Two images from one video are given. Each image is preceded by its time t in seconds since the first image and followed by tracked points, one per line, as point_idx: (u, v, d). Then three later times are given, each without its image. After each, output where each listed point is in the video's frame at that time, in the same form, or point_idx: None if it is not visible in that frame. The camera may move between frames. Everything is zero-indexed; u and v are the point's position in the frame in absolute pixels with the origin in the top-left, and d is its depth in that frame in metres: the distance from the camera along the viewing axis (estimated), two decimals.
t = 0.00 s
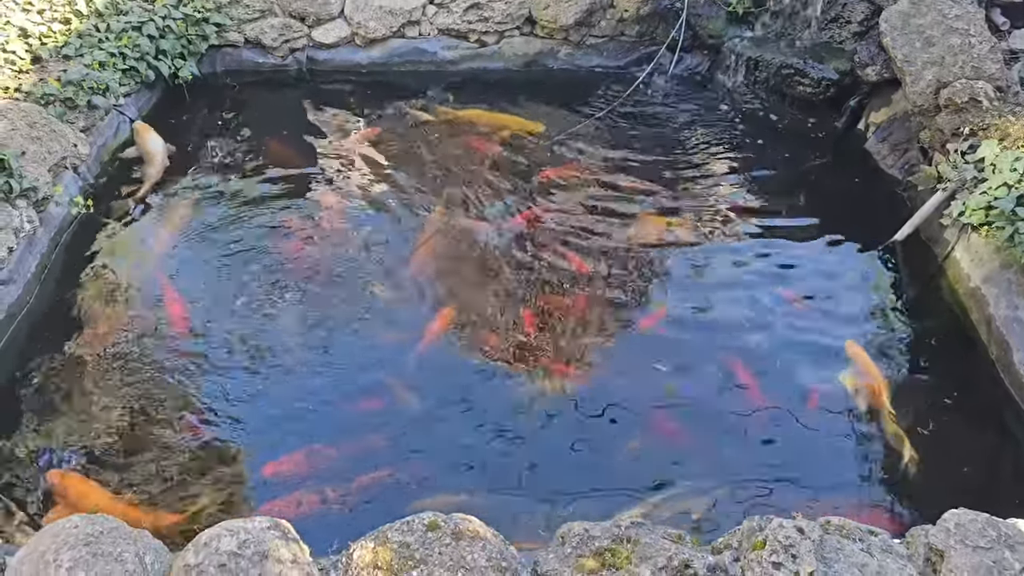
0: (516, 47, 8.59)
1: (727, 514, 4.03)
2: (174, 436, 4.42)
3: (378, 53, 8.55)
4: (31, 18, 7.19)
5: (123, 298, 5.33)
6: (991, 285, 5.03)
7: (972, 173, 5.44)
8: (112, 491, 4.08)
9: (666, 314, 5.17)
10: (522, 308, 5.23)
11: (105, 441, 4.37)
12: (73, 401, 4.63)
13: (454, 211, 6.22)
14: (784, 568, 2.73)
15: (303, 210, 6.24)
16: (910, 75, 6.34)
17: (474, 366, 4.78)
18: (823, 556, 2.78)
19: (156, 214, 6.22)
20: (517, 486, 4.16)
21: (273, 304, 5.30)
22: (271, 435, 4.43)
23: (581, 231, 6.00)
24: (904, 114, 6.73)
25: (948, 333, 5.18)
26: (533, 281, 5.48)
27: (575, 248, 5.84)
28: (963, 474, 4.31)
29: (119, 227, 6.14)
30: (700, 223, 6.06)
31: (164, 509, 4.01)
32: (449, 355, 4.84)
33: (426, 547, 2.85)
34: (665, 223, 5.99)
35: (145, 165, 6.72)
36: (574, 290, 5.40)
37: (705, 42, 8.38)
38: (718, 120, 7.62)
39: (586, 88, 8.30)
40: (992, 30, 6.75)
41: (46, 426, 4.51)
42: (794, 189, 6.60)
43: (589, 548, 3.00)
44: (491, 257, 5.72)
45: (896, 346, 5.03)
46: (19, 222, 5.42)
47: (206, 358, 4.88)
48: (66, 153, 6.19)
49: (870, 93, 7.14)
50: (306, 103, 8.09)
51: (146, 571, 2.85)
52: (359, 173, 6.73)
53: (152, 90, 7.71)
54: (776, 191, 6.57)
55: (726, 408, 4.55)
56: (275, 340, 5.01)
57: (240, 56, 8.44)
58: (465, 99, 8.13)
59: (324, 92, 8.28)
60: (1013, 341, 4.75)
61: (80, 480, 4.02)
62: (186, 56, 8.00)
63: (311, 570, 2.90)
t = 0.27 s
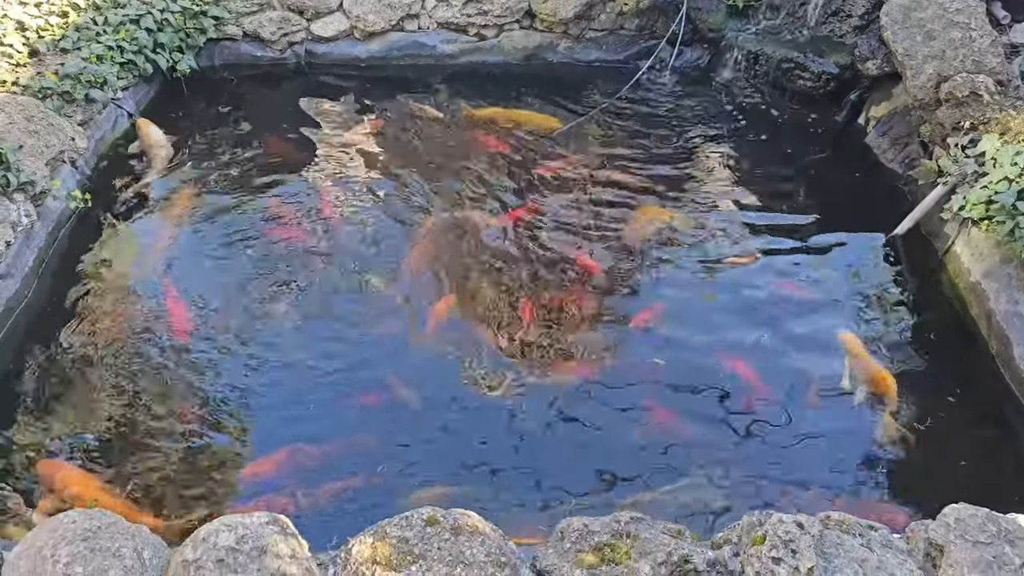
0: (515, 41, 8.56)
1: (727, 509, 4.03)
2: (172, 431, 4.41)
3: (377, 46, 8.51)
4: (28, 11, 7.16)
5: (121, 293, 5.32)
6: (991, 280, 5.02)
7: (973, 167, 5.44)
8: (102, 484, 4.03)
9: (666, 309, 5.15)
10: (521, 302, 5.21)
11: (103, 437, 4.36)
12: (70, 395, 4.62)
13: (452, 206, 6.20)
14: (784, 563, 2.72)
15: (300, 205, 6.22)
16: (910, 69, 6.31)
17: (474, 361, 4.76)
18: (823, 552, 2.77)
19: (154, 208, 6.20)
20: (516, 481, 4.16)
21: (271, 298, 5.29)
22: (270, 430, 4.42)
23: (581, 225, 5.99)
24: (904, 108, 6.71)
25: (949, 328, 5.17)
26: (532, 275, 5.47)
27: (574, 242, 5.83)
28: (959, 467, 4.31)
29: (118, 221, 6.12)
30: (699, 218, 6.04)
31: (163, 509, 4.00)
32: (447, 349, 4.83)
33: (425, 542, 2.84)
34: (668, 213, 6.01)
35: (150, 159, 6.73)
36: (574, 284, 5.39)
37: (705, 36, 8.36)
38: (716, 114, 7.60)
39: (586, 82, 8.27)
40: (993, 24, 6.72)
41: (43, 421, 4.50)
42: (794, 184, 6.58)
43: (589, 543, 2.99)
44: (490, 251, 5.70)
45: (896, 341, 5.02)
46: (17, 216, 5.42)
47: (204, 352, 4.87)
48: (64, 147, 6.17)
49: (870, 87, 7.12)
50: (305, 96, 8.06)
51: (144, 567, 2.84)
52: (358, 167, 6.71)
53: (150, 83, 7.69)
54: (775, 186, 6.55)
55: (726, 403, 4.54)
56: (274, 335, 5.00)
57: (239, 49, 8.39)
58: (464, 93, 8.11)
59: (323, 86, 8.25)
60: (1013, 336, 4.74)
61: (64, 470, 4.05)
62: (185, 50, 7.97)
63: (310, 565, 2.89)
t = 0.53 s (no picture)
0: (514, 36, 8.54)
1: (725, 504, 4.03)
2: (170, 427, 4.40)
3: (375, 41, 8.49)
4: (26, 6, 7.14)
5: (118, 289, 5.31)
6: (991, 276, 5.02)
7: (973, 163, 5.42)
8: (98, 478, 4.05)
9: (665, 305, 5.15)
10: (520, 297, 5.21)
11: (101, 433, 4.35)
12: (68, 391, 4.61)
13: (450, 201, 6.19)
14: (783, 558, 2.72)
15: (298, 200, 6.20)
16: (910, 64, 6.30)
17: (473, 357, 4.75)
18: (822, 547, 2.77)
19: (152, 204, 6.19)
20: (514, 476, 4.16)
21: (269, 293, 5.28)
22: (269, 425, 4.41)
23: (579, 221, 5.98)
24: (904, 104, 6.70)
25: (948, 324, 5.16)
26: (531, 271, 5.47)
27: (573, 237, 5.82)
28: (957, 461, 4.32)
29: (116, 216, 6.10)
30: (698, 214, 6.03)
31: (159, 500, 4.03)
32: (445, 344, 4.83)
33: (423, 537, 2.84)
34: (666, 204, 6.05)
35: (149, 153, 6.69)
36: (573, 279, 5.38)
37: (704, 32, 8.34)
38: (715, 109, 7.58)
39: (585, 77, 8.26)
40: (993, 19, 6.71)
41: (41, 417, 4.49)
42: (794, 179, 6.57)
43: (588, 538, 2.99)
44: (489, 246, 5.69)
45: (895, 336, 5.01)
46: (14, 212, 5.38)
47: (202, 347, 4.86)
48: (61, 142, 6.15)
49: (869, 83, 7.11)
50: (303, 92, 8.04)
51: (142, 562, 2.83)
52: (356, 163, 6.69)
53: (147, 78, 7.67)
54: (774, 181, 6.54)
55: (726, 399, 4.53)
56: (272, 331, 4.99)
57: (237, 45, 8.38)
58: (463, 88, 8.10)
59: (321, 81, 8.23)
60: (1012, 331, 4.74)
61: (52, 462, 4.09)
62: (182, 45, 7.96)
63: (309, 561, 2.88)
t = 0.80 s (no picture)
0: (514, 35, 8.53)
1: (724, 503, 4.02)
2: (169, 427, 4.40)
3: (375, 41, 8.48)
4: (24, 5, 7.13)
5: (117, 289, 5.29)
6: (991, 275, 5.02)
7: (973, 162, 5.41)
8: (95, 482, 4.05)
9: (664, 304, 5.15)
10: (520, 296, 5.20)
11: (100, 433, 4.34)
12: (67, 391, 4.60)
13: (450, 201, 6.18)
14: (784, 558, 2.71)
15: (298, 199, 6.20)
16: (910, 63, 6.30)
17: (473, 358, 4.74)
18: (822, 547, 2.77)
19: (151, 203, 6.17)
20: (514, 475, 4.15)
21: (268, 293, 5.27)
22: (269, 425, 4.40)
23: (579, 220, 5.98)
24: (904, 103, 6.70)
25: (948, 323, 5.16)
26: (531, 270, 5.46)
27: (573, 236, 5.81)
28: (956, 459, 4.32)
29: (116, 215, 6.09)
30: (699, 213, 6.02)
31: (158, 500, 4.01)
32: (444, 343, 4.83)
33: (423, 537, 2.83)
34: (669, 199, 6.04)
35: (151, 151, 6.68)
36: (573, 278, 5.38)
37: (704, 31, 8.34)
38: (715, 108, 7.58)
39: (585, 76, 8.25)
40: (993, 18, 6.71)
41: (40, 417, 4.48)
42: (794, 178, 6.57)
43: (588, 538, 2.99)
44: (488, 245, 5.69)
45: (895, 335, 5.01)
46: (12, 211, 5.33)
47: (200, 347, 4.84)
48: (60, 141, 6.14)
49: (870, 82, 7.12)
50: (302, 91, 8.03)
51: (142, 562, 2.83)
52: (356, 162, 6.69)
53: (147, 77, 7.66)
54: (774, 180, 6.54)
55: (727, 399, 4.52)
56: (271, 330, 4.98)
57: (236, 44, 8.37)
58: (463, 87, 8.09)
59: (321, 80, 8.22)
60: (1012, 330, 4.74)
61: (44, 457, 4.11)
62: (181, 44, 7.95)
63: (309, 561, 2.87)
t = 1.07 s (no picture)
0: (515, 37, 8.53)
1: (726, 507, 4.02)
2: (170, 430, 4.39)
3: (375, 43, 8.48)
4: (25, 8, 7.13)
5: (118, 292, 5.29)
6: (993, 278, 5.01)
7: (974, 165, 5.40)
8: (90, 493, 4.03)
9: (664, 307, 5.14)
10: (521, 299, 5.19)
11: (102, 436, 4.34)
12: (68, 394, 4.60)
13: (451, 203, 6.18)
14: (786, 562, 2.69)
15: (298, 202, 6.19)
16: (911, 66, 6.30)
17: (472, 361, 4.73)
18: (825, 550, 2.76)
19: (152, 206, 6.17)
20: (514, 478, 4.15)
21: (269, 295, 5.27)
22: (270, 428, 4.40)
23: (580, 222, 5.97)
24: (905, 106, 6.69)
25: (948, 326, 5.16)
26: (532, 273, 5.46)
27: (574, 239, 5.80)
28: (957, 460, 4.31)
29: (117, 218, 6.09)
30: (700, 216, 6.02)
31: (160, 502, 4.00)
32: (445, 347, 4.82)
33: (425, 541, 2.83)
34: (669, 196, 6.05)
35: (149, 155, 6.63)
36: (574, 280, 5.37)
37: (705, 33, 8.34)
38: (716, 110, 7.57)
39: (585, 78, 8.25)
40: (994, 20, 6.70)
41: (40, 420, 4.47)
42: (795, 181, 6.56)
43: (590, 542, 2.98)
44: (489, 248, 5.68)
45: (897, 337, 5.00)
46: (13, 214, 5.34)
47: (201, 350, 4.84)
48: (61, 144, 6.14)
49: (871, 84, 7.11)
50: (303, 93, 8.03)
51: (142, 565, 2.82)
52: (356, 164, 6.68)
53: (147, 80, 7.67)
54: (776, 183, 6.53)
55: (728, 402, 4.51)
56: (272, 333, 4.97)
57: (237, 46, 8.38)
58: (464, 90, 8.08)
59: (322, 82, 8.22)
60: (1014, 333, 4.73)
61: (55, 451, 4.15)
62: (182, 46, 7.95)
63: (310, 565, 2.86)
